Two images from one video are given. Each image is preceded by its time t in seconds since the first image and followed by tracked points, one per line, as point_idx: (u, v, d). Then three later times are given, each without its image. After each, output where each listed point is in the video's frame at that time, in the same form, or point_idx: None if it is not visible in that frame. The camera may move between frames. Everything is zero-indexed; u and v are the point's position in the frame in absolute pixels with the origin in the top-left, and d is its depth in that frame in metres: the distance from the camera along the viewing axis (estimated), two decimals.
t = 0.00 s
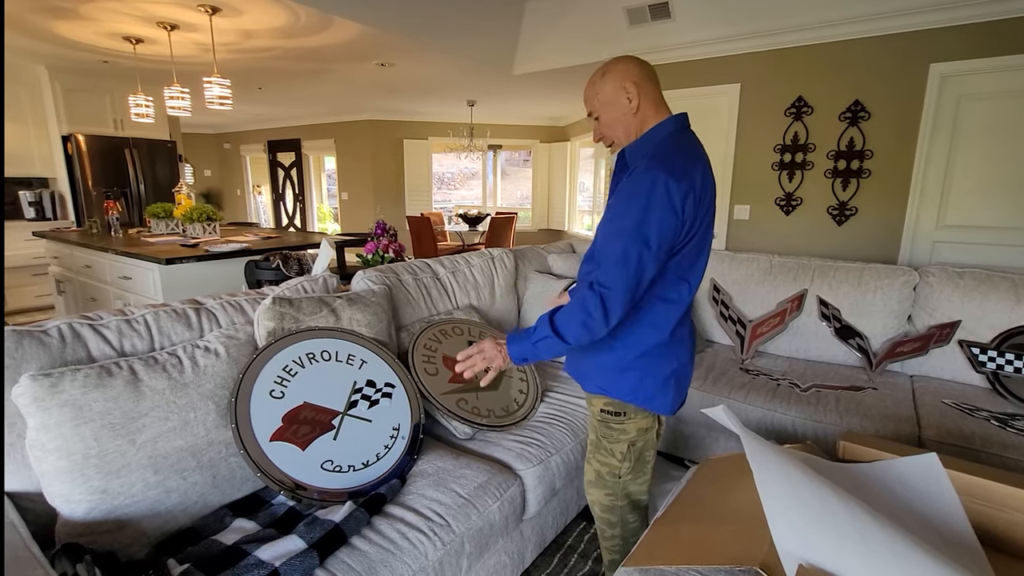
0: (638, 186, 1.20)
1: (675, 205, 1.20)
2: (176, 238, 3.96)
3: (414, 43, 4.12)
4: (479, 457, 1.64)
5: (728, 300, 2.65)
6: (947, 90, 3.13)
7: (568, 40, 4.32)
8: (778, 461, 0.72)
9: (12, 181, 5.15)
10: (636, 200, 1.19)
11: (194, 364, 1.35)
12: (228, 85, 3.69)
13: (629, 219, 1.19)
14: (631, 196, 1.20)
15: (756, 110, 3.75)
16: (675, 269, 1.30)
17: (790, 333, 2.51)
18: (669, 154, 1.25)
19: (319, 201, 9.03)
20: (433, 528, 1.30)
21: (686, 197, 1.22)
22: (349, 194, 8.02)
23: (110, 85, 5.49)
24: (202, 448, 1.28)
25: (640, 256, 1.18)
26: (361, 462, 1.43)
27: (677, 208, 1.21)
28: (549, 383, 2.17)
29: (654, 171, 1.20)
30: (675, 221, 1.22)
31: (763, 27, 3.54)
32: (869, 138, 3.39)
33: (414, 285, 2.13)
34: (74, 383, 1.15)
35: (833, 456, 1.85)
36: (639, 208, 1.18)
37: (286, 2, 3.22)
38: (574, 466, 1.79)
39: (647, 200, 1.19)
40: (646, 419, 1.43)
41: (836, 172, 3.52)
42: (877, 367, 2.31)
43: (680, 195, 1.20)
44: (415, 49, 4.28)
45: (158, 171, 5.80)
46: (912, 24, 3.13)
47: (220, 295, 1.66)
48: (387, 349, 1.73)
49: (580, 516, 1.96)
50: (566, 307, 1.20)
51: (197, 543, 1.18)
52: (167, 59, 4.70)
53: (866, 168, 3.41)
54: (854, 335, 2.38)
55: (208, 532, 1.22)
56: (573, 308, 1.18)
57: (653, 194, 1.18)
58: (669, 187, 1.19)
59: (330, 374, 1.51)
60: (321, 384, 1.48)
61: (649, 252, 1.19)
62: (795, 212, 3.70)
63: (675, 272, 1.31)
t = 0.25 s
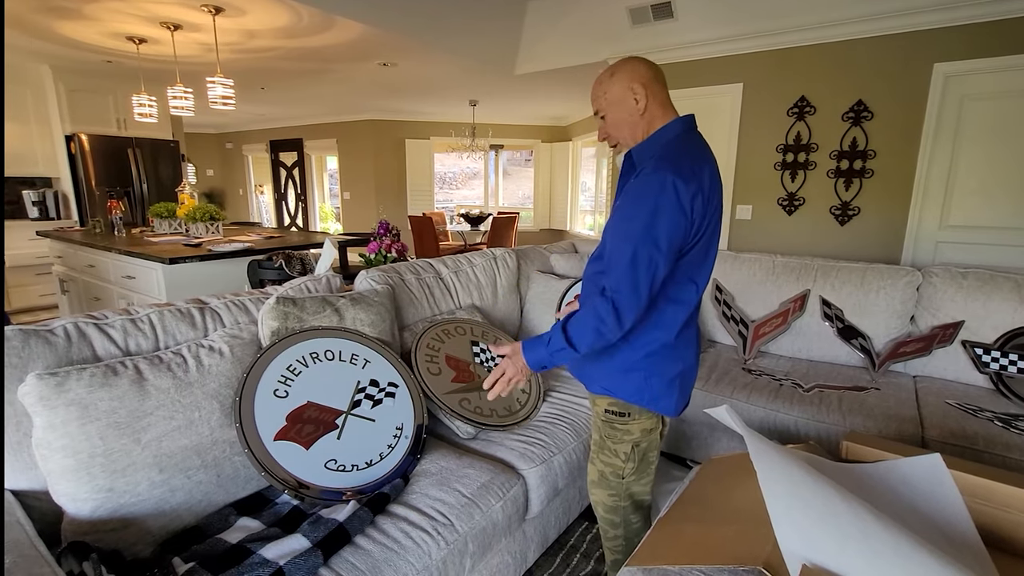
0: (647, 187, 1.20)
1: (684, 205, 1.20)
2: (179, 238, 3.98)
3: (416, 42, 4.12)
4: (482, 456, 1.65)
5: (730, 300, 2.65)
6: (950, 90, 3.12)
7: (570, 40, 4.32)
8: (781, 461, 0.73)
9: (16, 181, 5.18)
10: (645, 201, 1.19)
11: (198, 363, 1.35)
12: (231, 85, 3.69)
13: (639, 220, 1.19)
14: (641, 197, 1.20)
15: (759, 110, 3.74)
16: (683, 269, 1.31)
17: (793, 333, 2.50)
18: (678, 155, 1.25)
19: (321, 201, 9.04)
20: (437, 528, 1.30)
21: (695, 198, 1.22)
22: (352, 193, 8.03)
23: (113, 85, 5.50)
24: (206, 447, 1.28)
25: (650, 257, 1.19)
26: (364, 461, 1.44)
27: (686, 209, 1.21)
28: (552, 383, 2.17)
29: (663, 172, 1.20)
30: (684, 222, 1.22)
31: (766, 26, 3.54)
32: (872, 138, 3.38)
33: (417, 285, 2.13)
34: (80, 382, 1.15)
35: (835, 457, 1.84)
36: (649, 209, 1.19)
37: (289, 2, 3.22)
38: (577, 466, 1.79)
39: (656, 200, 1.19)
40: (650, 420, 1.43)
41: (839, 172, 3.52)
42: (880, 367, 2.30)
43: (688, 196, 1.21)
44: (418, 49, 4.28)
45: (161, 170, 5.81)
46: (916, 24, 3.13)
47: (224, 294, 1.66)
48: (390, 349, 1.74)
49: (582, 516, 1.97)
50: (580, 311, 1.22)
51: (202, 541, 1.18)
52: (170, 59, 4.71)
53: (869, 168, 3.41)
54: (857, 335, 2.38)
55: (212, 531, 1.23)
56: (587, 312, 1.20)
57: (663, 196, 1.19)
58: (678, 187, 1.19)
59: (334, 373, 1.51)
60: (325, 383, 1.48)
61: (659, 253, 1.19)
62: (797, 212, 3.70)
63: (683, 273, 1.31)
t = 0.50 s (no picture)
0: (649, 188, 1.21)
1: (685, 207, 1.21)
2: (180, 237, 3.98)
3: (417, 42, 4.12)
4: (482, 456, 1.65)
5: (730, 299, 2.64)
6: (951, 89, 3.12)
7: (571, 40, 4.32)
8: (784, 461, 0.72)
9: (17, 181, 5.18)
10: (648, 202, 1.20)
11: (199, 363, 1.35)
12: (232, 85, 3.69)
13: (641, 221, 1.20)
14: (643, 199, 1.20)
15: (759, 109, 3.74)
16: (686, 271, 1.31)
17: (794, 333, 2.50)
18: (679, 156, 1.25)
19: (322, 201, 9.04)
20: (436, 528, 1.30)
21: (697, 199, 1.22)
22: (352, 193, 8.03)
23: (114, 85, 5.51)
24: (206, 446, 1.28)
25: (654, 259, 1.20)
26: (365, 461, 1.44)
27: (690, 210, 1.22)
28: (552, 383, 2.17)
29: (664, 173, 1.21)
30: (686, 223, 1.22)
31: (766, 26, 3.53)
32: (873, 138, 3.38)
33: (417, 285, 2.13)
34: (80, 382, 1.15)
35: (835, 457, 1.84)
36: (651, 210, 1.19)
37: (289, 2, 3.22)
38: (577, 465, 1.79)
39: (658, 201, 1.19)
40: (648, 421, 1.43)
41: (840, 172, 3.51)
42: (881, 367, 2.30)
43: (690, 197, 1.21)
44: (418, 49, 4.28)
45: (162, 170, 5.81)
46: (917, 23, 3.12)
47: (224, 294, 1.66)
48: (391, 349, 1.74)
49: (582, 515, 1.97)
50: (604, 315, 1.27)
51: (202, 541, 1.18)
52: (171, 59, 4.72)
53: (870, 168, 3.41)
54: (858, 335, 2.38)
55: (212, 530, 1.23)
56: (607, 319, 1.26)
57: (665, 197, 1.19)
58: (680, 188, 1.19)
59: (334, 373, 1.52)
60: (325, 383, 1.49)
61: (662, 254, 1.20)
62: (798, 212, 3.69)
63: (686, 274, 1.31)
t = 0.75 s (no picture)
0: (637, 186, 1.22)
1: (673, 206, 1.20)
2: (180, 236, 3.98)
3: (417, 41, 4.11)
4: (481, 455, 1.64)
5: (731, 298, 2.64)
6: (953, 88, 3.11)
7: (572, 39, 4.31)
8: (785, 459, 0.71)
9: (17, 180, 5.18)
10: (634, 200, 1.21)
11: (197, 361, 1.35)
12: (232, 84, 3.68)
13: (626, 218, 1.22)
14: (631, 198, 1.22)
15: (760, 108, 3.73)
16: (677, 271, 1.30)
17: (794, 332, 2.50)
18: (670, 154, 1.24)
19: (322, 200, 9.04)
20: (435, 527, 1.29)
21: (684, 198, 1.22)
22: (352, 192, 8.02)
23: (114, 84, 5.51)
24: (204, 445, 1.28)
25: (640, 257, 1.21)
26: (363, 460, 1.43)
27: (680, 209, 1.22)
28: (552, 382, 2.17)
29: (652, 171, 1.21)
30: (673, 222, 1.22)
31: (767, 25, 3.53)
32: (874, 137, 3.37)
33: (417, 284, 2.13)
34: (78, 380, 1.15)
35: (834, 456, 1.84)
36: (638, 209, 1.20)
37: None
38: (576, 464, 1.79)
39: (644, 199, 1.20)
40: (641, 421, 1.42)
41: (840, 171, 3.51)
42: (881, 366, 2.30)
43: (677, 196, 1.21)
44: (419, 47, 4.27)
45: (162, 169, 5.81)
46: (918, 21, 3.11)
47: (223, 293, 1.66)
48: (389, 347, 1.74)
49: (582, 514, 1.97)
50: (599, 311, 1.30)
51: (201, 540, 1.18)
52: (171, 58, 4.71)
53: (871, 167, 3.40)
54: (858, 334, 2.37)
55: (210, 529, 1.23)
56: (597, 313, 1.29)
57: (651, 195, 1.20)
58: (667, 187, 1.20)
59: (333, 372, 1.51)
60: (324, 382, 1.48)
61: (646, 253, 1.21)
62: (799, 211, 3.68)
63: (677, 273, 1.30)
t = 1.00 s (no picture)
0: (624, 186, 1.23)
1: (658, 205, 1.20)
2: (180, 235, 3.97)
3: (417, 40, 4.10)
4: (482, 454, 1.64)
5: (732, 298, 2.63)
6: (954, 86, 3.10)
7: (572, 37, 4.30)
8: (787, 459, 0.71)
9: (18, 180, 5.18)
10: (619, 199, 1.23)
11: (197, 361, 1.35)
12: (232, 83, 3.68)
13: (610, 217, 1.24)
14: (616, 197, 1.24)
15: (761, 107, 3.72)
16: (667, 269, 1.28)
17: (795, 331, 2.49)
18: (662, 152, 1.24)
19: (323, 199, 9.04)
20: (434, 526, 1.29)
21: (669, 196, 1.20)
22: (353, 191, 8.02)
23: (114, 84, 5.50)
24: (204, 445, 1.28)
25: (620, 254, 1.22)
26: (363, 459, 1.43)
27: (665, 207, 1.21)
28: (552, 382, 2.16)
29: (641, 170, 1.22)
30: (659, 220, 1.21)
31: (768, 23, 3.51)
32: (875, 135, 3.37)
33: (417, 283, 2.13)
34: (77, 380, 1.15)
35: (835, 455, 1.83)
36: (622, 208, 1.22)
37: None
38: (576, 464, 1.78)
39: (628, 198, 1.21)
40: (638, 419, 1.42)
41: (842, 170, 3.50)
42: (883, 365, 2.29)
43: (662, 194, 1.20)
44: (419, 46, 4.27)
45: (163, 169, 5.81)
46: (920, 19, 3.10)
47: (222, 292, 1.66)
48: (389, 347, 1.73)
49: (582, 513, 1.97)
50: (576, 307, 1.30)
51: (201, 540, 1.18)
52: (171, 57, 4.71)
53: (872, 166, 3.39)
54: (859, 333, 2.37)
55: (210, 529, 1.22)
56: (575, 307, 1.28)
57: (635, 194, 1.20)
58: (652, 185, 1.20)
59: (333, 371, 1.51)
60: (323, 381, 1.48)
61: (627, 250, 1.21)
62: (800, 210, 3.68)
63: (667, 272, 1.28)
